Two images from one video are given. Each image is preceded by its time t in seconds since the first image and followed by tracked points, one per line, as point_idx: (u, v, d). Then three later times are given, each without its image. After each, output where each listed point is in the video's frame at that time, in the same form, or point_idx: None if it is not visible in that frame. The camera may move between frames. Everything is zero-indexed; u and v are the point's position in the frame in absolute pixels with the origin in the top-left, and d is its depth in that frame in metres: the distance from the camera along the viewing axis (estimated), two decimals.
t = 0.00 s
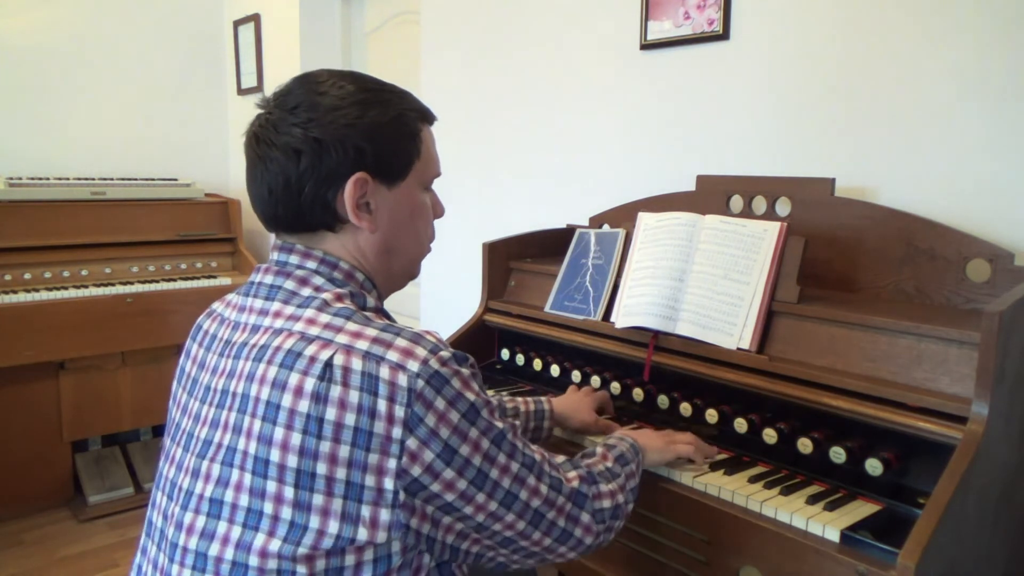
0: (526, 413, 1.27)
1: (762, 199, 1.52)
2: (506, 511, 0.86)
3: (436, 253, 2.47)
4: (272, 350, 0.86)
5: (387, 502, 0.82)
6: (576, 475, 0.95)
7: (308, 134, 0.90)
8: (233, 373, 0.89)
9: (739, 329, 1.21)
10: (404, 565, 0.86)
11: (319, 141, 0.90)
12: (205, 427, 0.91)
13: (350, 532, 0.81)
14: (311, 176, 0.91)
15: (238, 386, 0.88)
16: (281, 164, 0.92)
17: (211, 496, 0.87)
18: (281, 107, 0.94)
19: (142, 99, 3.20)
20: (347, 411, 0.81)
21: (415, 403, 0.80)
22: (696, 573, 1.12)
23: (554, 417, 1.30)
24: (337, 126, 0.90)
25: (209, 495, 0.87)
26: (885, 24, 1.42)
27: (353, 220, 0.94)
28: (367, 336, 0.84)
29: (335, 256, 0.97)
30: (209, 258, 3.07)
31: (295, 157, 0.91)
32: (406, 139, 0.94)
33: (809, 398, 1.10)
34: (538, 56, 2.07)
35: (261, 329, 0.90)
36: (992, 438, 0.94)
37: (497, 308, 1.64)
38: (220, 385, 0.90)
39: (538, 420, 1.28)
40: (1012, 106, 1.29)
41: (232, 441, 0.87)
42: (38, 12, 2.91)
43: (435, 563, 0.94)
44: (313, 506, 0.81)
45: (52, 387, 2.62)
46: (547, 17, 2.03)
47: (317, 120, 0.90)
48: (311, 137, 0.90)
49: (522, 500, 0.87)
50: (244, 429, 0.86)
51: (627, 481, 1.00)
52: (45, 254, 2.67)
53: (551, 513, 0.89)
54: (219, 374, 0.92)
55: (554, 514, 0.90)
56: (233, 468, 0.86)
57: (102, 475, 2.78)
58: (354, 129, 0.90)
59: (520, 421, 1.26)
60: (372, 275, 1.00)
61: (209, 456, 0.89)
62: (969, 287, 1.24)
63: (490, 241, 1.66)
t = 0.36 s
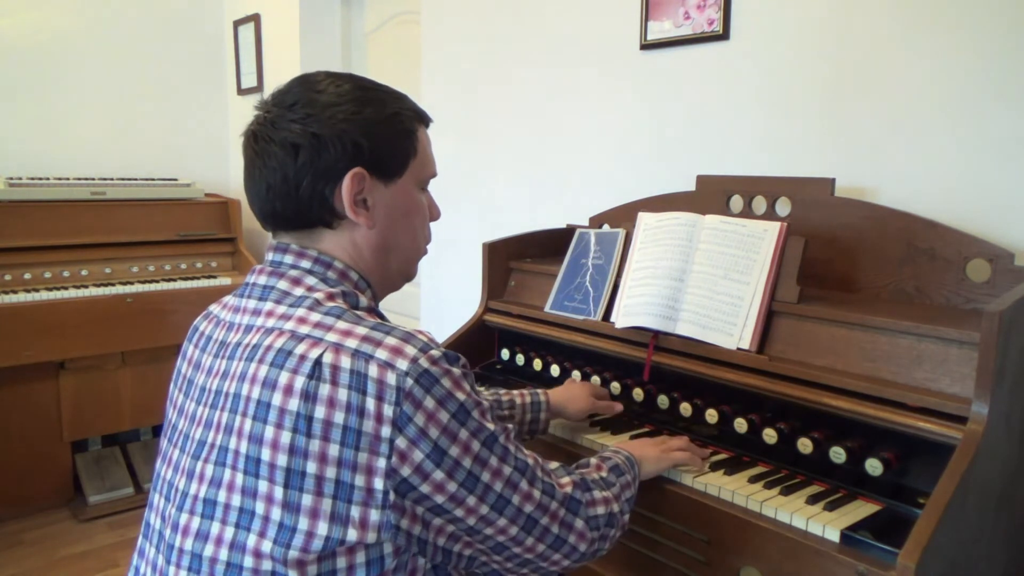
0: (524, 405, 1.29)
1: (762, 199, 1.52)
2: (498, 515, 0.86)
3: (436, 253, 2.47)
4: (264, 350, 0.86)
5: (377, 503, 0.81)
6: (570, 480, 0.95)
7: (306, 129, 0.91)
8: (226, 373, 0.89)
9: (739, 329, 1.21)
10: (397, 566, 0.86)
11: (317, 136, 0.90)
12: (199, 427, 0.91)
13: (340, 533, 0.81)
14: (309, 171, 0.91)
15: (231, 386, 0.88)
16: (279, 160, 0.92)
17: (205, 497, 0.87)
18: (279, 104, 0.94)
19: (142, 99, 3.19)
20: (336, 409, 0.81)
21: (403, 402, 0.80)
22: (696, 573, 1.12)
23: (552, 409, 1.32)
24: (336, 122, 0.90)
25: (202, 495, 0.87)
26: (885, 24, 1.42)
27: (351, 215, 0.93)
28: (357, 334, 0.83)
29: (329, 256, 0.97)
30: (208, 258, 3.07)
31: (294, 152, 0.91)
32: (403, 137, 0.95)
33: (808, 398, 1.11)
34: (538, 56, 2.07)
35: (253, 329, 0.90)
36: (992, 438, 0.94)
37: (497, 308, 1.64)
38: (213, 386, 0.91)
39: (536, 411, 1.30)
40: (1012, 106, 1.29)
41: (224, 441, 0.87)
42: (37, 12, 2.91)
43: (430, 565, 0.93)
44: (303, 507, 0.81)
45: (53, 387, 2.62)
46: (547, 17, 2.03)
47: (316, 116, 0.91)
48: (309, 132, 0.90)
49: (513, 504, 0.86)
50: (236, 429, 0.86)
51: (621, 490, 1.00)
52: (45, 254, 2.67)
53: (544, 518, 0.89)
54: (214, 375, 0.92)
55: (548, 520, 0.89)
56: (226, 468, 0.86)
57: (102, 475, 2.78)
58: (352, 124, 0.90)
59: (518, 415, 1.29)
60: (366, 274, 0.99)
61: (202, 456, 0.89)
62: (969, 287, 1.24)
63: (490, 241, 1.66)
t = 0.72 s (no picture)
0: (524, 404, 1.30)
1: (762, 199, 1.52)
2: (493, 512, 0.86)
3: (436, 253, 2.47)
4: (261, 345, 0.87)
5: (373, 497, 0.81)
6: (565, 480, 0.95)
7: (309, 128, 0.91)
8: (225, 370, 0.90)
9: (739, 329, 1.21)
10: (394, 562, 0.86)
11: (320, 135, 0.90)
12: (198, 423, 0.91)
13: (336, 527, 0.81)
14: (310, 169, 0.91)
15: (229, 382, 0.88)
16: (281, 157, 0.93)
17: (203, 492, 0.87)
18: (285, 102, 0.95)
19: (142, 99, 3.20)
20: (332, 403, 0.81)
21: (399, 396, 0.80)
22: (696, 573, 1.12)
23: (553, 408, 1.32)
24: (338, 122, 0.90)
25: (201, 491, 0.88)
26: (886, 24, 1.42)
27: (349, 215, 0.93)
28: (354, 329, 0.83)
29: (328, 254, 0.97)
30: (208, 258, 3.07)
31: (296, 150, 0.92)
32: (405, 140, 0.94)
33: (808, 398, 1.10)
34: (538, 56, 2.07)
35: (252, 325, 0.90)
36: (992, 437, 0.94)
37: (497, 308, 1.64)
38: (212, 382, 0.91)
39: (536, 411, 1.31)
40: (1013, 106, 1.29)
41: (222, 436, 0.87)
42: (37, 12, 2.91)
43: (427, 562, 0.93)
44: (299, 501, 0.81)
45: (52, 387, 2.62)
46: (546, 16, 2.03)
47: (319, 115, 0.91)
48: (312, 131, 0.90)
49: (508, 501, 0.86)
50: (233, 424, 0.86)
51: (619, 491, 0.99)
52: (45, 254, 2.67)
53: (538, 516, 0.89)
54: (213, 371, 0.92)
55: (542, 518, 0.89)
56: (223, 463, 0.86)
57: (102, 475, 2.78)
58: (354, 125, 0.90)
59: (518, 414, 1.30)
60: (364, 274, 0.99)
61: (201, 452, 0.89)
62: (969, 287, 1.24)
63: (490, 241, 1.66)
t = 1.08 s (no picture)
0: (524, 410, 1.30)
1: (762, 199, 1.52)
2: (491, 518, 0.86)
3: (436, 252, 2.47)
4: (260, 349, 0.86)
5: (372, 503, 0.81)
6: (564, 485, 0.94)
7: (305, 129, 0.91)
8: (224, 372, 0.90)
9: (739, 329, 1.21)
10: (393, 566, 0.87)
11: (316, 136, 0.90)
12: (197, 425, 0.91)
13: (335, 532, 0.81)
14: (306, 171, 0.91)
15: (228, 385, 0.88)
16: (278, 159, 0.92)
17: (202, 495, 0.87)
18: (280, 103, 0.95)
19: (142, 99, 3.19)
20: (331, 409, 0.81)
21: (398, 403, 0.80)
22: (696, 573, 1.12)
23: (553, 416, 1.32)
24: (334, 122, 0.90)
25: (200, 493, 0.88)
26: (886, 24, 1.42)
27: (348, 216, 0.94)
28: (353, 334, 0.83)
29: (327, 256, 0.97)
30: (208, 258, 3.07)
31: (292, 152, 0.92)
32: (402, 138, 0.94)
33: (808, 398, 1.11)
34: (539, 55, 2.07)
35: (251, 327, 0.90)
36: (991, 438, 0.94)
37: (497, 308, 1.64)
38: (211, 384, 0.91)
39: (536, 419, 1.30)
40: (1013, 106, 1.29)
41: (220, 439, 0.87)
42: (37, 12, 2.91)
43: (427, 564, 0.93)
44: (298, 506, 0.81)
45: (52, 387, 2.62)
46: (547, 17, 2.03)
47: (314, 116, 0.90)
48: (307, 132, 0.90)
49: (506, 507, 0.86)
50: (232, 427, 0.86)
51: (618, 494, 0.99)
52: (45, 254, 2.67)
53: (537, 522, 0.89)
54: (212, 373, 0.92)
55: (541, 524, 0.89)
56: (222, 466, 0.86)
57: (102, 475, 2.78)
58: (350, 124, 0.90)
59: (518, 421, 1.29)
60: (364, 275, 1.00)
61: (199, 454, 0.89)
62: (969, 287, 1.24)
63: (490, 241, 1.66)
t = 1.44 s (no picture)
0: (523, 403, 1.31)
1: (762, 199, 1.52)
2: (497, 534, 0.86)
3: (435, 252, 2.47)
4: (272, 354, 0.86)
5: (380, 516, 0.81)
6: (569, 501, 0.94)
7: (321, 133, 0.90)
8: (234, 375, 0.89)
9: (739, 329, 1.21)
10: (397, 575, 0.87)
11: (332, 141, 0.90)
12: (205, 428, 0.91)
13: (342, 543, 0.81)
14: (321, 176, 0.91)
15: (237, 389, 0.88)
16: (292, 162, 0.92)
17: (209, 499, 0.88)
18: (296, 104, 0.94)
19: (142, 99, 3.19)
20: (343, 420, 0.80)
21: (410, 417, 0.79)
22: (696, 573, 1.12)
23: (552, 409, 1.33)
24: (351, 127, 0.90)
25: (206, 497, 0.88)
26: (886, 23, 1.42)
27: (362, 223, 0.94)
28: (367, 345, 0.83)
29: (340, 260, 0.97)
30: (208, 258, 3.07)
31: (307, 156, 0.91)
32: (420, 144, 0.94)
33: (808, 398, 1.11)
34: (539, 55, 2.07)
35: (262, 331, 0.90)
36: (991, 438, 0.94)
37: (497, 308, 1.64)
38: (220, 387, 0.91)
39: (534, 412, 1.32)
40: (1013, 106, 1.29)
41: (229, 444, 0.87)
42: (37, 12, 2.91)
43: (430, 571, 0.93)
44: (306, 516, 0.81)
45: (52, 387, 2.62)
46: (547, 16, 2.03)
47: (331, 120, 0.90)
48: (323, 137, 0.90)
49: (512, 523, 0.86)
50: (241, 433, 0.86)
51: (619, 508, 0.99)
52: (45, 254, 2.67)
53: (541, 539, 0.89)
54: (221, 375, 0.92)
55: (545, 541, 0.89)
56: (230, 471, 0.86)
57: (102, 475, 2.78)
58: (368, 131, 0.90)
59: (517, 414, 1.31)
60: (377, 281, 1.00)
61: (207, 457, 0.89)
62: (969, 287, 1.24)
63: (490, 241, 1.66)
